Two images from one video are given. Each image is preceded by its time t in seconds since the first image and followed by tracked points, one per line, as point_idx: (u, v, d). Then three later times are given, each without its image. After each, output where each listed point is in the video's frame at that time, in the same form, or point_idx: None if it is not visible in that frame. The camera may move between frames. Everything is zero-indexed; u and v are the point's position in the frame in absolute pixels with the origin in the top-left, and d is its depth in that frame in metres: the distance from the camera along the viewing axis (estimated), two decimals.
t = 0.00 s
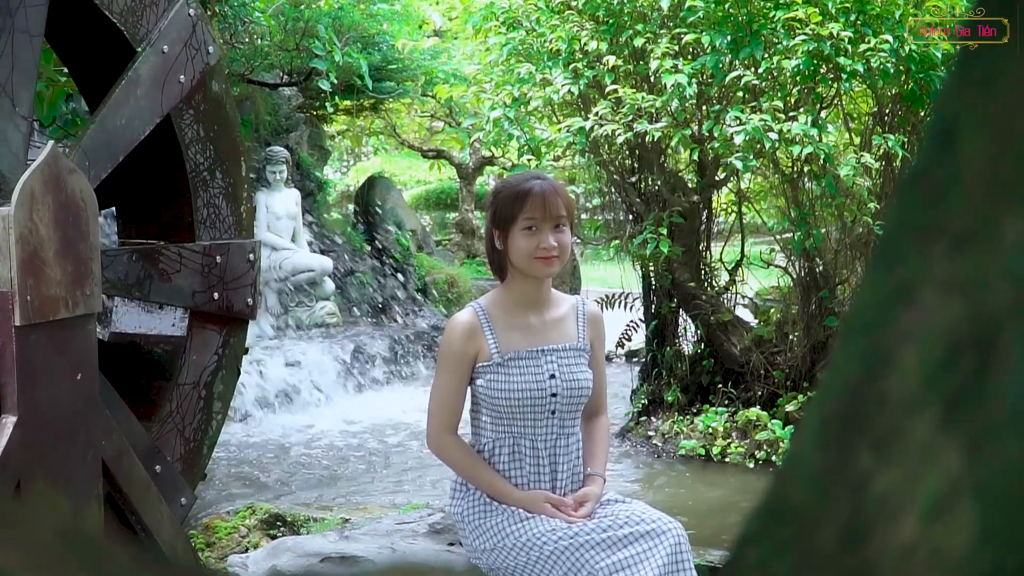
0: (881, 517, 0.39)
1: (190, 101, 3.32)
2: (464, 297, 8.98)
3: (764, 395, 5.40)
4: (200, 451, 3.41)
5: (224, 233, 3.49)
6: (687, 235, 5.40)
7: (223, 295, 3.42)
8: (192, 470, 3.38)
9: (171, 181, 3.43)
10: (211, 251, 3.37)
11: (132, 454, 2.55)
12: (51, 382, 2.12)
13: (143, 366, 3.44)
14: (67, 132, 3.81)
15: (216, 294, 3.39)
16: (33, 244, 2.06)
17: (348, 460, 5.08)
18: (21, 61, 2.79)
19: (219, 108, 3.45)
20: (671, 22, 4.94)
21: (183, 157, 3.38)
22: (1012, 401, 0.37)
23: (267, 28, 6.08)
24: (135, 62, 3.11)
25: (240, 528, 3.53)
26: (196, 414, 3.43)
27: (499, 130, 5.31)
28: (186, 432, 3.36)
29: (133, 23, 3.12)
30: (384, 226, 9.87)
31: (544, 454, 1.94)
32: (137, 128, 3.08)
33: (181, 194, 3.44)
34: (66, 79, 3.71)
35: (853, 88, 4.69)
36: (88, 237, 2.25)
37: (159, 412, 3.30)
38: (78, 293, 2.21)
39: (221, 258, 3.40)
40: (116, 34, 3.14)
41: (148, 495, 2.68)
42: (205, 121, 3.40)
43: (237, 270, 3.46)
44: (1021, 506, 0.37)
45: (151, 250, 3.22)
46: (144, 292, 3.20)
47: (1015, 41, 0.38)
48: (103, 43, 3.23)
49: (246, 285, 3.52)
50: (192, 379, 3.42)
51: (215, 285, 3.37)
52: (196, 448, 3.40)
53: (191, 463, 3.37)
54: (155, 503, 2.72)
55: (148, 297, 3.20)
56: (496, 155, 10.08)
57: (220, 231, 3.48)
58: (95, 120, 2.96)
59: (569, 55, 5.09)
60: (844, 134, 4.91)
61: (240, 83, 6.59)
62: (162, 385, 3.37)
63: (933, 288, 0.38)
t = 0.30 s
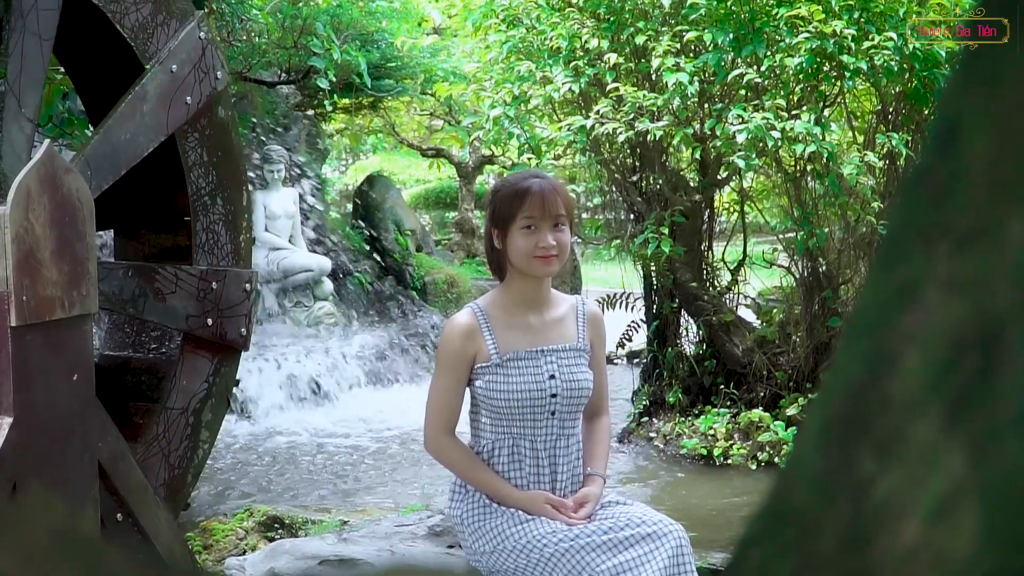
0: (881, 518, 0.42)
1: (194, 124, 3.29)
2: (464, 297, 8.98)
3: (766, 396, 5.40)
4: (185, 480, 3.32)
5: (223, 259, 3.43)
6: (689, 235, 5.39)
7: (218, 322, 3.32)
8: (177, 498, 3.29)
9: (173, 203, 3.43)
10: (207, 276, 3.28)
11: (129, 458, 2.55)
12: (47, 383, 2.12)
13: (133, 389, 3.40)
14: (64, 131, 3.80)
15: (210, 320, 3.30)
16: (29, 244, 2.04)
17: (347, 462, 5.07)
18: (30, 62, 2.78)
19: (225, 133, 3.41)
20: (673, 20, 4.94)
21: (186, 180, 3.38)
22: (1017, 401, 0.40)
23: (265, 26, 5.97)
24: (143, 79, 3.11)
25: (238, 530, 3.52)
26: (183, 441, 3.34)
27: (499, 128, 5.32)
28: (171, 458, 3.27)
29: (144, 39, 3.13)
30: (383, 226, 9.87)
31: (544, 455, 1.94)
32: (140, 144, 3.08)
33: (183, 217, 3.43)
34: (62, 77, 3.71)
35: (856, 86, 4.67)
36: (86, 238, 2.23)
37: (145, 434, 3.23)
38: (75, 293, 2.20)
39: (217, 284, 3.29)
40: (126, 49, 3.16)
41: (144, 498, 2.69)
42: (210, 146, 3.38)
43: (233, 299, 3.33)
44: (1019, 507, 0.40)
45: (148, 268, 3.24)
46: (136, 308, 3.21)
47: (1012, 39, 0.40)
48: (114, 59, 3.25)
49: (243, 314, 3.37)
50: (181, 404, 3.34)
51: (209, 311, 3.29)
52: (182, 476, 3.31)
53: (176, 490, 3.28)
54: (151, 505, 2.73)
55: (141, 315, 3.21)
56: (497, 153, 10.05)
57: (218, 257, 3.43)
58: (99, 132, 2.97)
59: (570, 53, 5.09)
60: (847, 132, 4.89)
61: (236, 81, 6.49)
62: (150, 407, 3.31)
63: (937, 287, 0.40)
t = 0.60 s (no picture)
0: (885, 518, 0.42)
1: (198, 150, 3.29)
2: (462, 297, 8.98)
3: (769, 398, 5.41)
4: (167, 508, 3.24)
5: (218, 288, 3.42)
6: (690, 234, 5.39)
7: (209, 350, 3.33)
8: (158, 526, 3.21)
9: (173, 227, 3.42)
10: (202, 303, 3.32)
11: (125, 459, 2.55)
12: (39, 386, 2.10)
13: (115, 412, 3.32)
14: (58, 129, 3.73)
15: (201, 347, 3.31)
16: (24, 245, 2.02)
17: (345, 464, 5.07)
18: (38, 65, 2.81)
19: (229, 161, 3.42)
20: (674, 17, 4.93)
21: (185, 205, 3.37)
22: None
23: (261, 23, 6.08)
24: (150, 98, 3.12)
25: (234, 533, 3.51)
26: (167, 468, 3.26)
27: (499, 127, 5.33)
28: (155, 484, 3.20)
29: (152, 58, 3.17)
30: (381, 225, 9.85)
31: (544, 457, 1.94)
32: (143, 161, 3.07)
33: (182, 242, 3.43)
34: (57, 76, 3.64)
35: (860, 84, 4.67)
36: (82, 238, 2.21)
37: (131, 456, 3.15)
38: (69, 293, 2.17)
39: (211, 312, 3.32)
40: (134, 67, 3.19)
41: (141, 500, 2.70)
42: (212, 173, 3.37)
43: (226, 330, 3.37)
44: None
45: (142, 288, 3.19)
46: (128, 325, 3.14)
47: (1013, 39, 0.39)
48: (121, 78, 3.29)
49: (234, 345, 3.41)
50: (167, 429, 3.28)
51: (201, 338, 3.30)
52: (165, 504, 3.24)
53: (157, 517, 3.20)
54: (147, 506, 2.74)
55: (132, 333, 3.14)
56: (496, 152, 10.02)
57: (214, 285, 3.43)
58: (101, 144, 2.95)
59: (571, 51, 5.09)
60: (850, 130, 4.86)
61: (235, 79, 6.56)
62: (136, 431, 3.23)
63: (940, 285, 0.40)
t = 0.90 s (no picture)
0: (890, 518, 0.44)
1: (199, 176, 3.29)
2: (461, 297, 8.98)
3: (771, 400, 5.41)
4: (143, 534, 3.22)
5: (211, 317, 3.39)
6: (691, 234, 5.39)
7: (199, 378, 3.31)
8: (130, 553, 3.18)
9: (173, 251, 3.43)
10: (194, 330, 3.30)
11: (120, 462, 2.56)
12: (35, 387, 2.08)
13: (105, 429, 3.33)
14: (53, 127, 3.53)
15: (191, 374, 3.29)
16: (17, 245, 2.02)
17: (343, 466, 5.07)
18: (45, 69, 2.80)
19: (230, 190, 3.40)
20: (675, 15, 4.93)
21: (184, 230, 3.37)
22: None
23: (259, 21, 6.08)
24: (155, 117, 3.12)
25: (231, 536, 3.51)
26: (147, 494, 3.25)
27: (498, 126, 5.32)
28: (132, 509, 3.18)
29: (160, 78, 3.18)
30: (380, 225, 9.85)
31: (544, 457, 1.93)
32: (144, 179, 3.06)
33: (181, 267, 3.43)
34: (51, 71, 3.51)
35: (863, 82, 4.66)
36: (77, 238, 2.21)
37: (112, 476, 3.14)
38: (65, 293, 2.16)
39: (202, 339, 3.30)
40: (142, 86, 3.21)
41: (137, 503, 2.72)
42: (212, 201, 3.36)
43: (217, 360, 3.34)
44: None
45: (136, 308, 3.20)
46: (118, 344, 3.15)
47: (1012, 42, 0.41)
48: (131, 97, 3.31)
49: (225, 377, 3.37)
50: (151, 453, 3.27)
51: (191, 365, 3.28)
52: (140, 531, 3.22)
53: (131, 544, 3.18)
54: (144, 509, 2.76)
55: (122, 352, 3.14)
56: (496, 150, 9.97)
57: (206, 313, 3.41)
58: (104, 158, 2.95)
59: (571, 48, 5.08)
60: (853, 129, 4.81)
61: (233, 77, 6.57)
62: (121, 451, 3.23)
63: (943, 289, 0.41)
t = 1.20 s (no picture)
0: (894, 522, 0.42)
1: (201, 201, 3.29)
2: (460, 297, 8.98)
3: (775, 400, 5.38)
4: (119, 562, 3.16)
5: (203, 344, 3.38)
6: (692, 233, 5.41)
7: (188, 403, 3.27)
8: None
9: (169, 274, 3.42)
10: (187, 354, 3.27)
11: (116, 463, 2.56)
12: (32, 388, 2.06)
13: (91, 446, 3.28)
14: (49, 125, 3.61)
15: (181, 399, 3.25)
16: (13, 244, 2.03)
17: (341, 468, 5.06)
18: (53, 76, 2.79)
19: (230, 217, 3.41)
20: (677, 13, 4.93)
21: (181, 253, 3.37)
22: None
23: (256, 18, 6.10)
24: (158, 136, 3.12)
25: (228, 538, 3.51)
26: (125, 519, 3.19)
27: (498, 124, 5.29)
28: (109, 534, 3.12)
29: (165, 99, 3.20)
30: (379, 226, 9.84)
31: (544, 458, 1.93)
32: (144, 197, 3.05)
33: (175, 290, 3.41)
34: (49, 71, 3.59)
35: (867, 81, 4.65)
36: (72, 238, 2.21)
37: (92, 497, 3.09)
38: (60, 292, 2.16)
39: (194, 364, 3.27)
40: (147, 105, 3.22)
41: (132, 505, 2.71)
42: (211, 226, 3.36)
43: (208, 386, 3.31)
44: None
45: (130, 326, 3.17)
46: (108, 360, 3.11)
47: (1013, 41, 0.41)
48: (132, 114, 3.31)
49: (215, 406, 3.34)
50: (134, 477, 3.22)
51: (181, 390, 3.25)
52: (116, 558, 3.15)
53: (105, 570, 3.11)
54: (139, 511, 2.75)
55: (111, 367, 3.12)
56: (495, 149, 9.95)
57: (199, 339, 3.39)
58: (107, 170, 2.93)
59: (571, 46, 5.08)
60: (857, 127, 4.87)
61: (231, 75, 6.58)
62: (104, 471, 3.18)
63: (948, 289, 0.40)
